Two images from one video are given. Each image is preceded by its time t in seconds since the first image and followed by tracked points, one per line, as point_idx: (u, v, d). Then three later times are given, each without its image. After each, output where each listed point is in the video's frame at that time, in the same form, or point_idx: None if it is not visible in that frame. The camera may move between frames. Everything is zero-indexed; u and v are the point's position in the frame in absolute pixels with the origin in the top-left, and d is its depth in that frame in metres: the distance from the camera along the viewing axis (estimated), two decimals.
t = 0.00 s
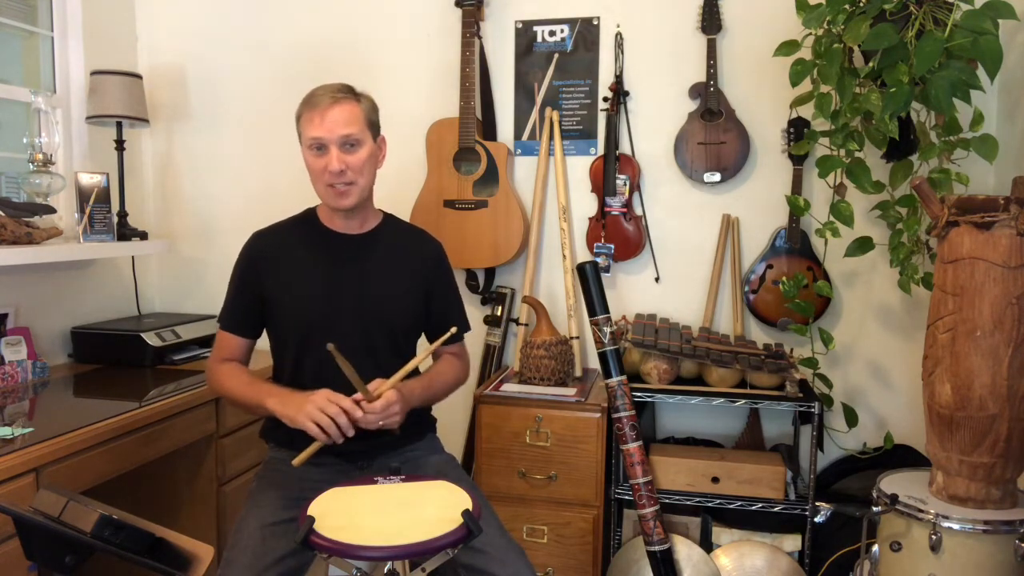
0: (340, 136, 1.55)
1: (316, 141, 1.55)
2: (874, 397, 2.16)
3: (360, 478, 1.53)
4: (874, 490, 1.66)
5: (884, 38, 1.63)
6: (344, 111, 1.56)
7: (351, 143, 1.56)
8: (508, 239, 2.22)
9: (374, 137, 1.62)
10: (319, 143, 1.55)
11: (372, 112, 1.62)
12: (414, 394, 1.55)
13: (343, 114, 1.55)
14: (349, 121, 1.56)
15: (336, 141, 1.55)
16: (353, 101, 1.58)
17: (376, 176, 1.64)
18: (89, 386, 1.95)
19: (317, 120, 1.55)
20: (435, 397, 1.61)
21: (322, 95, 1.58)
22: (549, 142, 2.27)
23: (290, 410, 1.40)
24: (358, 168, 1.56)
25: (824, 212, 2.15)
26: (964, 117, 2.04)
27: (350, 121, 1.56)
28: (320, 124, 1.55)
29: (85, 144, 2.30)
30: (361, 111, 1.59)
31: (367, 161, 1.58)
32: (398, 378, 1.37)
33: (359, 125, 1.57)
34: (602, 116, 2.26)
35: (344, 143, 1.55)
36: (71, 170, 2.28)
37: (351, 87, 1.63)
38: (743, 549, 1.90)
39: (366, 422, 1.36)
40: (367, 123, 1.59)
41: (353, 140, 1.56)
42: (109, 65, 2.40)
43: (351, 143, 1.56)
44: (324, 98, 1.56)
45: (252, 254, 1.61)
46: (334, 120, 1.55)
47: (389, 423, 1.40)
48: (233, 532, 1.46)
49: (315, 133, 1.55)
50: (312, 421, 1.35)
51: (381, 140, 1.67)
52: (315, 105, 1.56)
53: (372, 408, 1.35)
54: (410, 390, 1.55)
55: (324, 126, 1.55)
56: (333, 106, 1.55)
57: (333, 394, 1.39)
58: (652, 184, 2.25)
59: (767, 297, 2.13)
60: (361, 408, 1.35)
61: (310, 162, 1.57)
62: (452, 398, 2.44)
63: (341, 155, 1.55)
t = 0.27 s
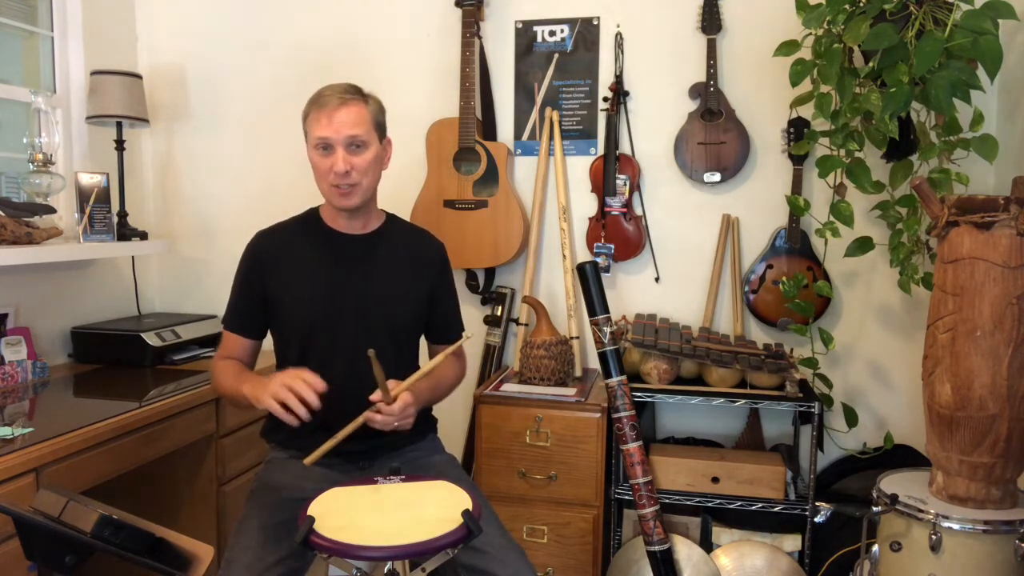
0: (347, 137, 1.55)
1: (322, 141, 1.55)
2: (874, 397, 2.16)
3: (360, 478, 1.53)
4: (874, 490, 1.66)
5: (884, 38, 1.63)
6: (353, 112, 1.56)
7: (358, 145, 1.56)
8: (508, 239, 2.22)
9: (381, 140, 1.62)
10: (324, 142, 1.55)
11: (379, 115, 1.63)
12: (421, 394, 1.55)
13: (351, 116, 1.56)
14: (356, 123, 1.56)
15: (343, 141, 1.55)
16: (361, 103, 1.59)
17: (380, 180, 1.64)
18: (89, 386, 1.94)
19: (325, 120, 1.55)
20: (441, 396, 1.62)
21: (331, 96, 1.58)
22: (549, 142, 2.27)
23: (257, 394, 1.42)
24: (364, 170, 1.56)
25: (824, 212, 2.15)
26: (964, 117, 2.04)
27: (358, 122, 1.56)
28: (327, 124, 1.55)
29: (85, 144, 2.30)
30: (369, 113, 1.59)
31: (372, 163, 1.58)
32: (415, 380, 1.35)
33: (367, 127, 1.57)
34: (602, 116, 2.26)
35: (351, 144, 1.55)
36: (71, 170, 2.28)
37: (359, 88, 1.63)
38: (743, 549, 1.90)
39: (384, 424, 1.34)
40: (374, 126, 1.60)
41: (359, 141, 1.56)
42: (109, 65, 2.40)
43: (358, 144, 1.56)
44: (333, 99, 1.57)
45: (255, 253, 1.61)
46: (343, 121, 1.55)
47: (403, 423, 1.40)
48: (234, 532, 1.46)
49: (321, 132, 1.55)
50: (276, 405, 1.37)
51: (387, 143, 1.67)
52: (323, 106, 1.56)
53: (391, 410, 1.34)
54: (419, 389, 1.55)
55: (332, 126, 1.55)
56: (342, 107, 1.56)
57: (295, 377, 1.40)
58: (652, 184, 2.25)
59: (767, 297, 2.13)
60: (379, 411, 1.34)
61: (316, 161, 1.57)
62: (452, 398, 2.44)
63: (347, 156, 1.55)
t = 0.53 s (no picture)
0: (347, 162, 1.51)
1: (324, 157, 1.53)
2: (874, 397, 2.16)
3: (360, 478, 1.53)
4: (874, 490, 1.66)
5: (884, 38, 1.63)
6: (359, 139, 1.52)
7: (358, 172, 1.53)
8: (509, 239, 2.22)
9: (384, 168, 1.58)
10: (326, 160, 1.53)
11: (387, 142, 1.59)
12: (428, 395, 1.54)
13: (357, 142, 1.52)
14: (360, 150, 1.52)
15: (344, 166, 1.52)
16: (371, 130, 1.55)
17: (381, 201, 1.62)
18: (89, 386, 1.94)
19: (333, 139, 1.52)
20: (444, 398, 1.61)
21: (343, 114, 1.55)
22: (549, 142, 2.27)
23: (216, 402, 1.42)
24: (360, 197, 1.54)
25: (824, 212, 2.15)
26: (964, 117, 2.04)
27: (363, 150, 1.52)
28: (333, 143, 1.52)
29: (85, 144, 2.30)
30: (376, 139, 1.56)
31: (370, 191, 1.55)
32: (418, 378, 1.38)
33: (371, 156, 1.53)
34: (602, 116, 2.26)
35: (352, 169, 1.52)
36: (71, 170, 2.28)
37: (377, 108, 1.59)
38: (743, 549, 1.90)
39: (389, 424, 1.35)
40: (380, 154, 1.56)
41: (361, 169, 1.53)
42: (108, 65, 2.40)
43: (358, 171, 1.53)
44: (344, 120, 1.53)
45: (258, 253, 1.61)
46: (349, 145, 1.52)
47: (406, 425, 1.40)
48: (234, 533, 1.46)
49: (326, 150, 1.52)
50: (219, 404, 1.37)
51: (394, 167, 1.64)
52: (335, 123, 1.54)
53: (397, 406, 1.35)
54: (425, 391, 1.54)
55: (337, 147, 1.52)
56: (351, 132, 1.52)
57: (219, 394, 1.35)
58: (652, 184, 2.25)
59: (767, 297, 2.13)
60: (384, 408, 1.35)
61: (319, 174, 1.55)
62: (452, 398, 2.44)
63: (344, 179, 1.52)
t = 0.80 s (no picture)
0: (362, 154, 1.53)
1: (336, 151, 1.53)
2: (874, 397, 2.16)
3: (359, 478, 1.53)
4: (874, 490, 1.66)
5: (884, 38, 1.63)
6: (371, 131, 1.54)
7: (372, 163, 1.55)
8: (508, 239, 2.22)
9: (395, 160, 1.60)
10: (338, 153, 1.53)
11: (396, 133, 1.61)
12: (428, 397, 1.55)
13: (369, 134, 1.54)
14: (374, 141, 1.54)
15: (357, 158, 1.53)
16: (381, 121, 1.56)
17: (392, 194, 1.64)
18: (89, 387, 1.94)
19: (343, 132, 1.53)
20: (445, 399, 1.62)
21: (351, 108, 1.56)
22: (549, 142, 2.27)
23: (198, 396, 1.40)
24: (374, 188, 1.56)
25: (824, 212, 2.15)
26: (964, 117, 2.04)
27: (375, 141, 1.54)
28: (345, 136, 1.53)
29: (85, 144, 2.30)
30: (387, 131, 1.57)
31: (383, 182, 1.57)
32: (418, 383, 1.36)
33: (384, 146, 1.55)
34: (602, 116, 2.26)
35: (365, 161, 1.54)
36: (71, 170, 2.28)
37: (385, 100, 1.61)
38: (743, 549, 1.90)
39: (389, 428, 1.35)
40: (391, 145, 1.58)
41: (375, 160, 1.55)
42: (108, 65, 2.40)
43: (372, 163, 1.54)
44: (354, 113, 1.54)
45: (259, 253, 1.61)
46: (361, 138, 1.53)
47: (407, 428, 1.40)
48: (234, 532, 1.46)
49: (337, 144, 1.53)
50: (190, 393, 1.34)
51: (401, 158, 1.66)
52: (344, 117, 1.54)
53: (396, 413, 1.34)
54: (424, 394, 1.54)
55: (348, 140, 1.53)
56: (362, 124, 1.54)
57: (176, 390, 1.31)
58: (652, 184, 2.25)
59: (767, 297, 2.13)
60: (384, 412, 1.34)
61: (330, 169, 1.56)
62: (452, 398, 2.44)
63: (358, 172, 1.53)
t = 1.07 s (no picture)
0: (368, 143, 1.54)
1: (342, 142, 1.54)
2: (874, 397, 2.16)
3: (359, 478, 1.53)
4: (874, 490, 1.66)
5: (883, 38, 1.63)
6: (375, 120, 1.55)
7: (377, 151, 1.56)
8: (509, 239, 2.22)
9: (398, 147, 1.62)
10: (344, 145, 1.54)
11: (398, 123, 1.62)
12: (428, 395, 1.55)
13: (374, 123, 1.55)
14: (378, 129, 1.55)
15: (364, 146, 1.54)
16: (384, 110, 1.58)
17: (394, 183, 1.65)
18: (89, 387, 1.95)
19: (347, 122, 1.54)
20: (446, 397, 1.62)
21: (353, 98, 1.57)
22: (549, 142, 2.27)
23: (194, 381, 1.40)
24: (381, 176, 1.57)
25: (824, 212, 2.15)
26: (964, 117, 2.04)
27: (380, 129, 1.55)
28: (348, 127, 1.54)
29: (85, 144, 2.30)
30: (390, 119, 1.59)
31: (388, 170, 1.58)
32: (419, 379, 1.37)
33: (388, 134, 1.57)
34: (602, 116, 2.26)
35: (372, 149, 1.55)
36: (71, 169, 2.28)
37: (378, 91, 1.62)
38: (743, 549, 1.90)
39: (391, 425, 1.36)
40: (394, 133, 1.60)
41: (381, 148, 1.56)
42: (108, 65, 2.40)
43: (377, 151, 1.56)
44: (356, 103, 1.55)
45: (258, 253, 1.60)
46: (366, 126, 1.54)
47: (410, 425, 1.41)
48: (234, 533, 1.46)
49: (342, 134, 1.54)
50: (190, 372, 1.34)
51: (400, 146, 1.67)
52: (346, 108, 1.55)
53: (398, 408, 1.35)
54: (425, 392, 1.55)
55: (354, 129, 1.54)
56: (365, 113, 1.55)
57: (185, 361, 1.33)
58: (652, 184, 2.25)
59: (767, 297, 2.13)
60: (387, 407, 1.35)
61: (333, 161, 1.56)
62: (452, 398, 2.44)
63: (366, 162, 1.54)
